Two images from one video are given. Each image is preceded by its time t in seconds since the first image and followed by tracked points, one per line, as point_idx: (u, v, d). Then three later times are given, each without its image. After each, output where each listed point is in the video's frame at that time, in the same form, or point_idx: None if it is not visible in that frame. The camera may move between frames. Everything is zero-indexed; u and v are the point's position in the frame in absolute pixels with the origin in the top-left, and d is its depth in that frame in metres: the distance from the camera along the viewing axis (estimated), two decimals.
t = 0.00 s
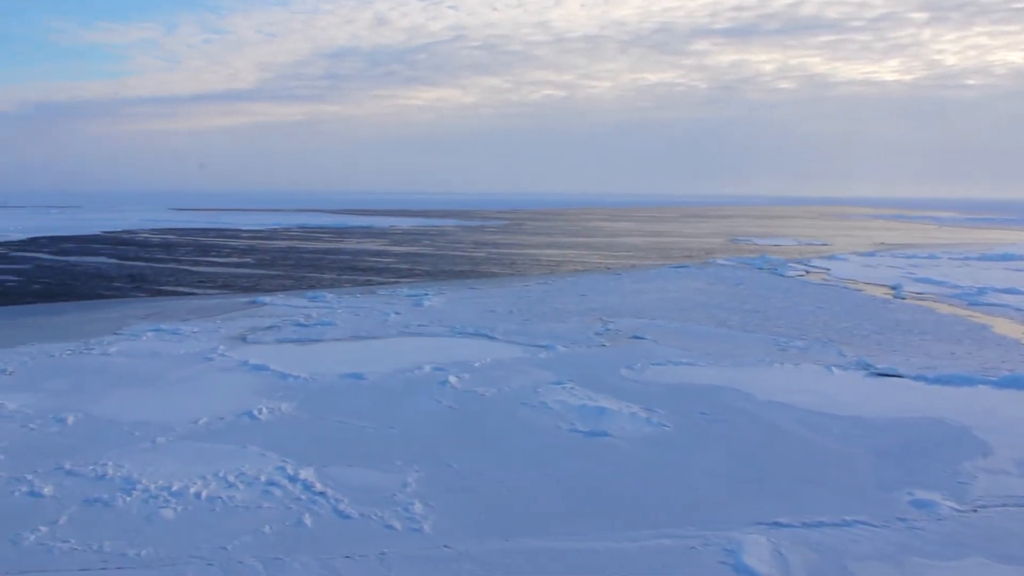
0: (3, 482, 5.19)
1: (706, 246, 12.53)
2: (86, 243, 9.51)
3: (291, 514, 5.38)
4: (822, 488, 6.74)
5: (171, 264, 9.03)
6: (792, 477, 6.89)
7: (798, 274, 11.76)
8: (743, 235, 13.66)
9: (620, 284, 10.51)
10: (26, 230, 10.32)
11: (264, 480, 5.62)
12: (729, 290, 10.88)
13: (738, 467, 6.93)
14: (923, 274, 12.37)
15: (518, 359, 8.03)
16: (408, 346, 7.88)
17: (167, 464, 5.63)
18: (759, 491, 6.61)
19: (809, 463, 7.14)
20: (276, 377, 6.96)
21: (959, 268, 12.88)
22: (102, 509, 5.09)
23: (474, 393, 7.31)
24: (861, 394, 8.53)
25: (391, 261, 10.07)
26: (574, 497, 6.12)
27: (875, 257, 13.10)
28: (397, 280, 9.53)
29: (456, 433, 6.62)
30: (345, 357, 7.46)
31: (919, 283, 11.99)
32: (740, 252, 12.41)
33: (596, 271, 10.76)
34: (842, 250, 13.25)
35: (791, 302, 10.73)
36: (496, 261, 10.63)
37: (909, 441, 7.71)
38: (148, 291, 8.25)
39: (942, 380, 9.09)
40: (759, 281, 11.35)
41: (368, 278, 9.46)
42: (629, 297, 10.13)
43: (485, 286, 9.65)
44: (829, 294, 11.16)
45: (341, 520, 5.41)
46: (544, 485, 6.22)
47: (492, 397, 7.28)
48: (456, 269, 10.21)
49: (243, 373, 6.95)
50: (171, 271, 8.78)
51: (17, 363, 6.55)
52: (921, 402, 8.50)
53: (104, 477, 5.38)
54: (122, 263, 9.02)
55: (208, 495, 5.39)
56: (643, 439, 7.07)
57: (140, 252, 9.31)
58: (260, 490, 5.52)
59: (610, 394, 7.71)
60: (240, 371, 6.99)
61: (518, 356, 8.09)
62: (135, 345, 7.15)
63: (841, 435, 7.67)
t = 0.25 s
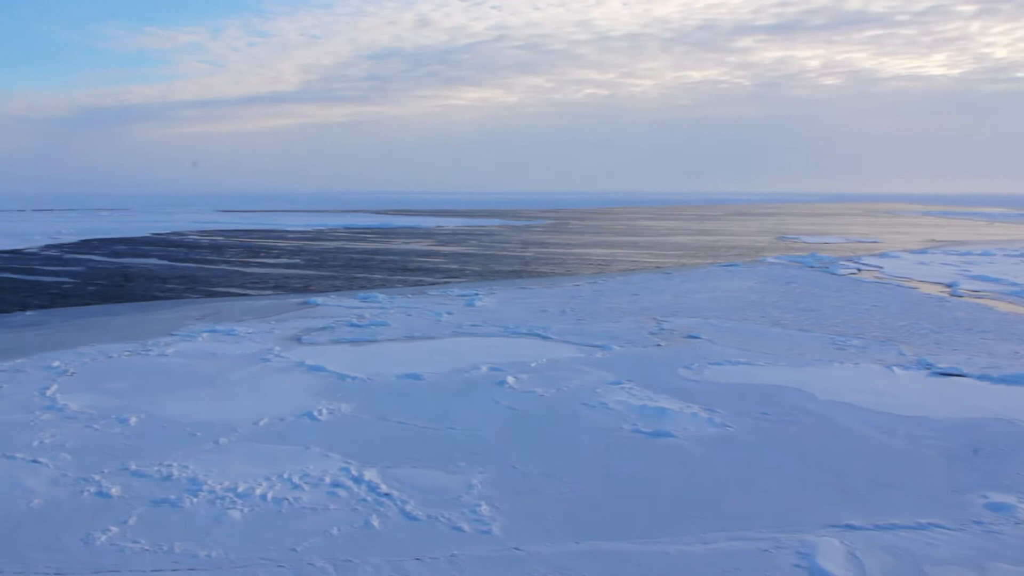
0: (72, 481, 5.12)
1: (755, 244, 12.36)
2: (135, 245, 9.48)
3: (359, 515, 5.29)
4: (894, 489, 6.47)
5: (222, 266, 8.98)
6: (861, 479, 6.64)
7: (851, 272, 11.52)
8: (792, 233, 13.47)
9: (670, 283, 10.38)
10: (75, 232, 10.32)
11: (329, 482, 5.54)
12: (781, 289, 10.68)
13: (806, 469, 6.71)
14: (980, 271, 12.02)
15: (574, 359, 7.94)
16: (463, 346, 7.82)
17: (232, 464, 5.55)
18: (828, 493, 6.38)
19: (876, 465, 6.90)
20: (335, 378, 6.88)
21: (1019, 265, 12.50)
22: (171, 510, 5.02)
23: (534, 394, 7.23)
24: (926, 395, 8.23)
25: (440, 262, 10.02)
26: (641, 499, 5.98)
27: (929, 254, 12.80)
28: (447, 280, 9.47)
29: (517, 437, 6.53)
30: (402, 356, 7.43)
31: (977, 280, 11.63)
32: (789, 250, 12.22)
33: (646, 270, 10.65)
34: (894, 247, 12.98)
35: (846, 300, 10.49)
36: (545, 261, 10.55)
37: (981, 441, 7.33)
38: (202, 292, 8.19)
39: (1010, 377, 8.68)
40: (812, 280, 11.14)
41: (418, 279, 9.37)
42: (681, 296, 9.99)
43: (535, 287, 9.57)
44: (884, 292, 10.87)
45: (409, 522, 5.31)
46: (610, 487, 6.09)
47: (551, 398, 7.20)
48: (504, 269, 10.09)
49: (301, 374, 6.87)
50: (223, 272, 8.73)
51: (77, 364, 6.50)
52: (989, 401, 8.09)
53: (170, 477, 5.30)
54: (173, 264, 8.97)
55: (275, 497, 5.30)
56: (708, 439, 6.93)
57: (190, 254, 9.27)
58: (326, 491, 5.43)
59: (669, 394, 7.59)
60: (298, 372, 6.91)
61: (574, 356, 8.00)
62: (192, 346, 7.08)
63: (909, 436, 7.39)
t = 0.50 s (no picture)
0: (136, 484, 5.05)
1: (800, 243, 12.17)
2: (180, 247, 9.43)
3: (425, 519, 5.16)
4: (969, 492, 6.09)
5: (268, 267, 8.91)
6: (933, 482, 6.27)
7: (901, 271, 11.26)
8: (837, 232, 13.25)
9: (718, 283, 10.22)
10: (119, 236, 10.31)
11: (392, 484, 5.42)
12: (830, 288, 10.46)
13: (874, 471, 6.39)
14: None
15: (628, 359, 7.80)
16: (515, 347, 7.72)
17: (294, 466, 5.44)
18: (900, 496, 6.03)
19: (950, 466, 6.53)
20: (389, 380, 6.77)
21: None
22: (236, 513, 4.92)
23: (590, 394, 7.09)
24: (990, 396, 7.80)
25: (485, 262, 9.93)
26: (707, 502, 5.77)
27: (981, 252, 12.46)
28: (493, 280, 9.38)
29: (578, 438, 6.39)
30: (455, 357, 7.33)
31: None
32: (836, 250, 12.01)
33: (692, 270, 10.50)
34: (942, 245, 12.71)
35: (898, 300, 10.23)
36: (590, 261, 10.44)
37: None
38: (250, 293, 8.12)
39: None
40: (861, 279, 10.90)
41: (464, 280, 9.26)
42: (730, 297, 9.82)
43: (583, 288, 9.46)
44: (937, 292, 10.56)
45: (476, 526, 5.18)
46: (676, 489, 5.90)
47: (608, 399, 7.06)
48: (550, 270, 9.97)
49: (355, 376, 6.76)
50: (271, 274, 8.67)
51: (132, 365, 6.42)
52: None
53: (233, 480, 5.21)
54: (219, 266, 8.91)
55: (339, 500, 5.19)
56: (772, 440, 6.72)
57: (235, 256, 9.21)
58: (390, 494, 5.31)
59: (728, 395, 7.41)
60: (352, 373, 6.80)
61: (628, 357, 7.86)
62: (244, 348, 6.99)
63: (978, 437, 6.98)
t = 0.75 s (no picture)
0: (195, 486, 4.96)
1: (843, 243, 11.98)
2: (222, 248, 9.37)
3: (487, 522, 5.05)
4: None
5: (311, 267, 8.83)
6: (1003, 485, 5.91)
7: (948, 270, 11.00)
8: (880, 231, 13.04)
9: (763, 283, 10.06)
10: (160, 238, 10.29)
11: (451, 487, 5.31)
12: (877, 288, 10.24)
13: (940, 474, 6.07)
14: None
15: (679, 360, 7.66)
16: (563, 347, 7.61)
17: (351, 468, 5.34)
18: (970, 500, 5.69)
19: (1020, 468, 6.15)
20: (440, 381, 6.66)
21: None
22: (296, 516, 4.82)
23: (643, 396, 6.95)
24: None
25: (527, 262, 9.85)
26: (770, 504, 5.59)
27: None
28: (537, 280, 9.28)
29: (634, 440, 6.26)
30: (504, 357, 7.23)
31: None
32: (880, 249, 11.81)
33: (735, 270, 10.36)
34: (989, 243, 12.44)
35: (949, 299, 9.97)
36: (632, 261, 10.32)
37: None
38: (295, 294, 8.03)
39: None
40: (909, 279, 10.66)
41: (508, 280, 9.17)
42: (776, 296, 9.65)
43: (627, 288, 9.34)
44: (988, 290, 10.25)
45: (539, 529, 5.05)
46: (737, 493, 5.73)
47: (662, 400, 6.92)
48: (592, 270, 9.85)
49: (406, 377, 6.64)
50: (315, 274, 8.61)
51: (183, 366, 6.35)
52: None
53: (291, 482, 5.11)
54: (262, 266, 8.84)
55: (399, 503, 5.08)
56: (834, 442, 6.53)
57: (277, 257, 9.14)
58: (449, 497, 5.20)
59: (783, 395, 7.23)
60: (402, 374, 6.69)
61: (678, 357, 7.71)
62: (293, 349, 6.89)
63: None
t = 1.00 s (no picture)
0: (249, 487, 4.87)
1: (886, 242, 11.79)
2: (261, 248, 9.32)
3: (546, 526, 4.93)
4: None
5: (351, 267, 8.75)
6: None
7: (996, 270, 10.75)
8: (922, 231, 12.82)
9: (806, 283, 9.90)
10: (197, 239, 10.26)
11: (508, 489, 5.20)
12: (924, 288, 10.03)
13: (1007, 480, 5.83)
14: None
15: (727, 362, 7.53)
16: (608, 348, 7.51)
17: (405, 471, 5.24)
18: None
19: None
20: (488, 382, 6.56)
21: None
22: (353, 518, 4.72)
23: (694, 397, 6.81)
24: None
25: (567, 262, 9.77)
26: (833, 509, 5.41)
27: None
28: (578, 280, 9.19)
29: (689, 444, 6.13)
30: (551, 359, 7.10)
31: None
32: (923, 248, 11.60)
33: (778, 269, 10.21)
34: None
35: (999, 298, 9.72)
36: (672, 261, 10.21)
37: None
38: (337, 293, 7.95)
39: None
40: (955, 279, 10.43)
41: (549, 281, 9.06)
42: (821, 296, 9.49)
43: (669, 288, 9.23)
44: None
45: (600, 532, 4.93)
46: (798, 496, 5.57)
47: (713, 402, 6.78)
48: (633, 270, 9.75)
49: (454, 378, 6.55)
50: (356, 274, 8.56)
51: (230, 366, 6.27)
52: None
53: (346, 484, 5.01)
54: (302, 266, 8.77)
55: (456, 505, 4.97)
56: (893, 446, 6.33)
57: (317, 257, 9.08)
58: (506, 500, 5.09)
59: (837, 397, 7.07)
60: (450, 376, 6.59)
61: (726, 359, 7.58)
62: (339, 349, 6.81)
63: None
